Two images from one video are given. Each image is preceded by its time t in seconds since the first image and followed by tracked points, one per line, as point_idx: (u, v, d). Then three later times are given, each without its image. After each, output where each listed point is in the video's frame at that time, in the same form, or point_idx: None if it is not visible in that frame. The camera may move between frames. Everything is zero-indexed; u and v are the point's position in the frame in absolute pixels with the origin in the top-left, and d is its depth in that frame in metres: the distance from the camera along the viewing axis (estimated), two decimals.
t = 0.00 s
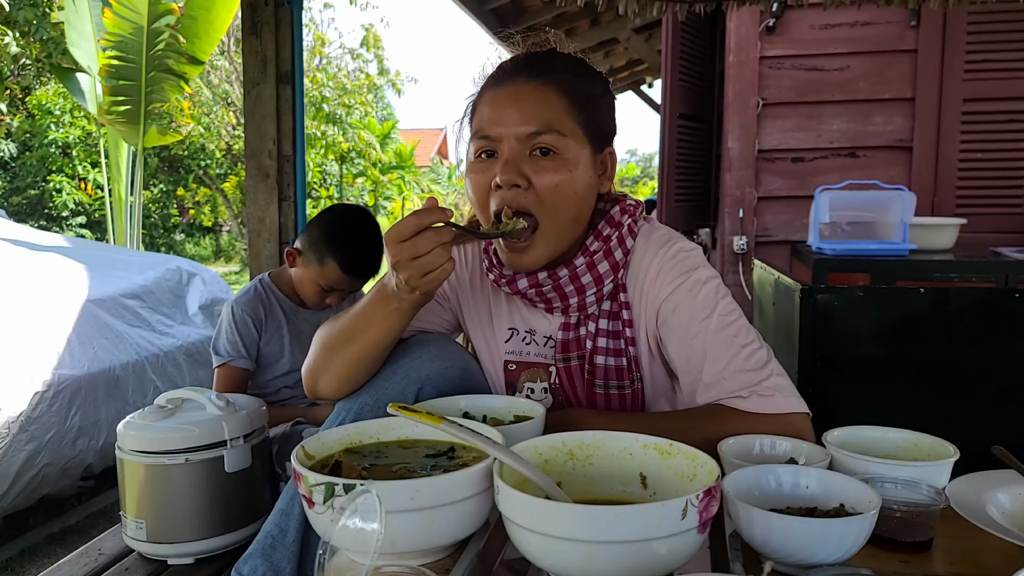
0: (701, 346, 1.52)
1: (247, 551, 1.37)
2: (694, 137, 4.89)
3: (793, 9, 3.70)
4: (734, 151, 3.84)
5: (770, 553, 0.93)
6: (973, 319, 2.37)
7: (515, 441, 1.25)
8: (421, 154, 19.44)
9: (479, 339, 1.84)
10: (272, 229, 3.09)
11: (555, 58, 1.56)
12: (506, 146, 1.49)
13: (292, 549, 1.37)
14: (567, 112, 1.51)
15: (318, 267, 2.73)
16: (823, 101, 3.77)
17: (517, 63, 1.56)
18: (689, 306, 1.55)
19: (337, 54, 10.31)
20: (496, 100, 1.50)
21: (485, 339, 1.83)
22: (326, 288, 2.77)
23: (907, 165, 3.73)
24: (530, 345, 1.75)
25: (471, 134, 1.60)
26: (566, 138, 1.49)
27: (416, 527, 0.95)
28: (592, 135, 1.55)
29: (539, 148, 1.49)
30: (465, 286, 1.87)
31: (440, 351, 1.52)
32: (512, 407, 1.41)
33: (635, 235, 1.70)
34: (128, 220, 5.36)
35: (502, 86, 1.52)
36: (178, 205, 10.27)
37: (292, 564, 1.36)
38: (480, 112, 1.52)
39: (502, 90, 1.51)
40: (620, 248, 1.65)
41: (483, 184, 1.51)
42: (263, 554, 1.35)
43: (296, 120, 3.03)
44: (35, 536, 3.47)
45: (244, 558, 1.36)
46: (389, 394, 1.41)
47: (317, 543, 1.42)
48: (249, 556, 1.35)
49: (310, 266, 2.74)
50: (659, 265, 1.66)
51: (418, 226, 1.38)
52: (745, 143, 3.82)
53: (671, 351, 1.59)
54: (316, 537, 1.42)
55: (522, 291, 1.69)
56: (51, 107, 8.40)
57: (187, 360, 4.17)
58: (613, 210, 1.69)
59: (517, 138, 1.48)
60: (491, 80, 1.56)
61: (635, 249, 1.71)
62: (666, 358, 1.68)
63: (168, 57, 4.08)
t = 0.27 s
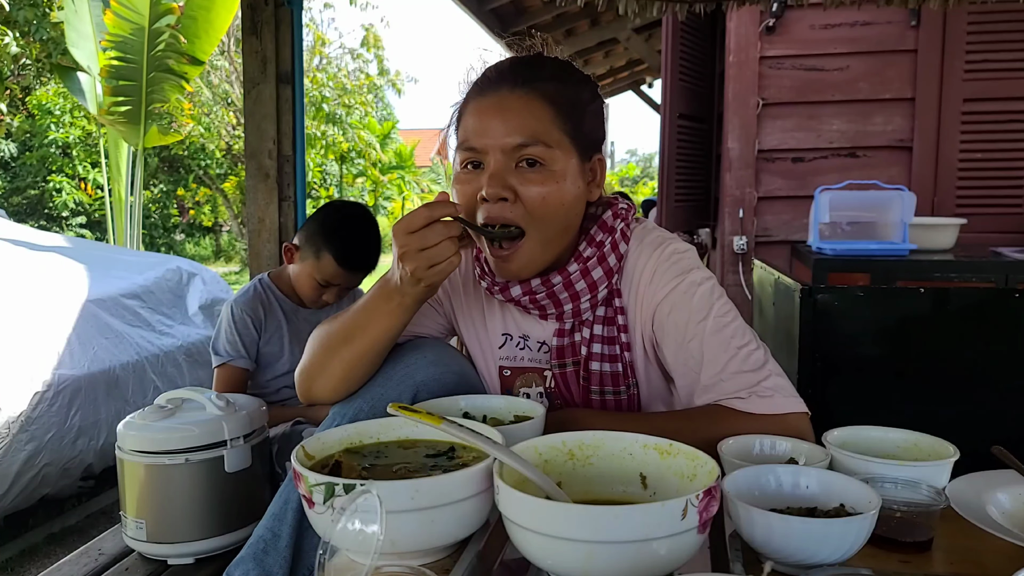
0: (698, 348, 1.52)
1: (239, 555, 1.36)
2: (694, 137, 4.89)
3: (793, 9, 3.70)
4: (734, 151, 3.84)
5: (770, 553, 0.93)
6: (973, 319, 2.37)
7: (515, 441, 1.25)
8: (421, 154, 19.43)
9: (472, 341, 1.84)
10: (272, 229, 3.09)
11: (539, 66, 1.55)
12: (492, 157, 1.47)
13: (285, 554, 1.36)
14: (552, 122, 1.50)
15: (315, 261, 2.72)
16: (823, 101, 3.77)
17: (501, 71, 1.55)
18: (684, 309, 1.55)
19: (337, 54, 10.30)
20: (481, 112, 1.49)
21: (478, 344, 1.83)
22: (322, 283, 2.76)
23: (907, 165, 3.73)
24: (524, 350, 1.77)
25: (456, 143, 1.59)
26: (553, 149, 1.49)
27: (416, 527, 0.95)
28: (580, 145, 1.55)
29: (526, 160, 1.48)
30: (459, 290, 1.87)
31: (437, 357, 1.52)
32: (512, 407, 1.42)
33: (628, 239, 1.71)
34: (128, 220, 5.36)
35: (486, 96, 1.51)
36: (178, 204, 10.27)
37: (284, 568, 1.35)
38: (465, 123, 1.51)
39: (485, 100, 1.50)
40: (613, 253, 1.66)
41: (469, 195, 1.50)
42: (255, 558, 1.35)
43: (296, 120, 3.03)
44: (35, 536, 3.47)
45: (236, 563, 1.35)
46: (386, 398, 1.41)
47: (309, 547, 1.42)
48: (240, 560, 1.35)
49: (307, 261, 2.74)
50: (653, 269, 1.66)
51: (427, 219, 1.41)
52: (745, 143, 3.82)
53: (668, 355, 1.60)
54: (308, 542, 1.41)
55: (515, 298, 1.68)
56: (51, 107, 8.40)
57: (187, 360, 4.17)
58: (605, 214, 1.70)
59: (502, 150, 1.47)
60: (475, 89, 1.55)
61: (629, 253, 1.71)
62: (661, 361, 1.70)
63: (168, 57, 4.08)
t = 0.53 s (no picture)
0: (697, 349, 1.52)
1: (237, 555, 1.36)
2: (694, 137, 4.89)
3: (793, 9, 3.70)
4: (734, 151, 3.83)
5: (770, 553, 0.93)
6: (973, 319, 2.37)
7: (515, 441, 1.25)
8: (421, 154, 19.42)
9: (469, 344, 1.84)
10: (272, 229, 3.09)
11: (520, 79, 1.50)
12: (478, 181, 1.44)
13: (283, 553, 1.36)
14: (537, 141, 1.47)
15: (315, 258, 2.72)
16: (823, 101, 3.77)
17: (481, 85, 1.50)
18: (681, 312, 1.55)
19: (337, 54, 10.30)
20: (462, 134, 1.45)
21: (475, 346, 1.83)
22: (322, 281, 2.75)
23: (907, 165, 3.73)
24: (520, 352, 1.76)
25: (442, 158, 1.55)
26: (538, 168, 1.46)
27: (416, 527, 0.95)
28: (566, 158, 1.52)
29: (511, 181, 1.45)
30: (455, 293, 1.86)
31: (432, 355, 1.52)
32: (512, 407, 1.42)
33: (623, 241, 1.70)
34: (129, 220, 5.36)
35: (467, 116, 1.46)
36: (178, 205, 10.26)
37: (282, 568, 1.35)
38: (449, 143, 1.48)
39: (465, 119, 1.46)
40: (608, 256, 1.66)
41: (457, 215, 1.50)
42: (252, 558, 1.34)
43: (296, 120, 3.03)
44: (35, 536, 3.47)
45: (233, 563, 1.35)
46: (382, 398, 1.39)
47: (307, 548, 1.42)
48: (238, 561, 1.34)
49: (307, 259, 2.74)
50: (649, 271, 1.65)
51: (410, 224, 1.40)
52: (745, 143, 3.82)
53: (666, 356, 1.60)
54: (306, 542, 1.41)
55: (512, 303, 1.68)
56: (51, 107, 8.40)
57: (187, 360, 4.16)
58: (599, 217, 1.69)
59: (486, 172, 1.44)
60: (456, 105, 1.51)
61: (624, 254, 1.70)
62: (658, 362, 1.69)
63: (169, 58, 4.08)
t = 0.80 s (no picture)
0: (697, 349, 1.52)
1: (237, 551, 1.37)
2: (694, 137, 4.89)
3: (793, 9, 3.70)
4: (734, 151, 3.84)
5: (770, 553, 0.93)
6: (973, 319, 2.37)
7: (515, 441, 1.25)
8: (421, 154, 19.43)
9: (467, 343, 1.85)
10: (272, 229, 3.09)
11: (510, 108, 1.42)
12: (480, 221, 1.38)
13: (281, 548, 1.38)
14: (538, 175, 1.40)
15: (317, 259, 2.71)
16: (823, 101, 3.77)
17: (471, 118, 1.41)
18: (683, 312, 1.55)
19: (337, 54, 10.30)
20: (461, 175, 1.37)
21: (474, 345, 1.83)
22: (325, 282, 2.75)
23: (907, 165, 3.73)
24: (520, 351, 1.77)
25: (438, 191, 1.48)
26: (542, 201, 1.41)
27: (416, 527, 0.95)
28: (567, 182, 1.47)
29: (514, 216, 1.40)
30: (455, 293, 1.86)
31: (427, 349, 1.53)
32: (512, 407, 1.42)
33: (625, 241, 1.70)
34: (129, 220, 5.36)
35: (461, 157, 1.38)
36: (178, 205, 10.27)
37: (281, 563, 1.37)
38: (446, 183, 1.40)
39: (460, 158, 1.38)
40: (610, 255, 1.65)
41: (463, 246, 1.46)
42: (252, 555, 1.36)
43: (296, 119, 3.03)
44: (35, 536, 3.47)
45: (234, 559, 1.36)
46: (376, 394, 1.41)
47: (304, 543, 1.43)
48: (238, 557, 1.36)
49: (309, 259, 2.73)
50: (651, 271, 1.66)
51: (375, 236, 1.38)
52: (745, 143, 3.82)
53: (667, 356, 1.60)
54: (303, 538, 1.43)
55: (516, 306, 1.69)
56: (51, 107, 8.40)
57: (187, 360, 4.16)
58: (602, 217, 1.69)
59: (489, 214, 1.37)
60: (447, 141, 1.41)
61: (626, 254, 1.70)
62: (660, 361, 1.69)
63: (169, 58, 4.08)
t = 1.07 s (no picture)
0: (698, 347, 1.52)
1: (239, 545, 1.38)
2: (694, 138, 4.89)
3: (793, 9, 3.71)
4: (734, 151, 3.84)
5: (770, 553, 0.93)
6: (973, 319, 2.37)
7: (515, 441, 1.25)
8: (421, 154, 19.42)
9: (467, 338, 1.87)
10: (272, 229, 3.09)
11: (520, 122, 1.40)
12: (492, 235, 1.39)
13: (281, 538, 1.38)
14: (548, 189, 1.40)
15: (319, 261, 2.72)
16: (823, 101, 3.77)
17: (481, 133, 1.39)
18: (684, 311, 1.55)
19: (337, 54, 10.29)
20: (472, 191, 1.36)
21: (475, 343, 1.85)
22: (326, 283, 2.76)
23: (907, 165, 3.73)
24: (520, 350, 1.79)
25: (448, 203, 1.47)
26: (552, 215, 1.41)
27: (416, 527, 0.95)
28: (575, 192, 1.47)
29: (525, 229, 1.40)
30: (455, 289, 1.88)
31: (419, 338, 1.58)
32: (512, 407, 1.43)
33: (628, 242, 1.70)
34: (129, 220, 5.36)
35: (472, 172, 1.37)
36: (178, 205, 10.27)
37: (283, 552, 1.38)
38: (457, 198, 1.40)
39: (470, 173, 1.37)
40: (614, 256, 1.65)
41: (475, 257, 1.46)
42: (254, 546, 1.37)
43: (296, 119, 3.03)
44: (35, 536, 3.47)
45: (236, 554, 1.37)
46: (369, 386, 1.45)
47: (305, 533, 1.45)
48: (240, 551, 1.37)
49: (311, 261, 2.74)
50: (653, 272, 1.67)
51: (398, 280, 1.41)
52: (745, 143, 3.82)
53: (668, 355, 1.61)
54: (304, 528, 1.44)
55: (521, 306, 1.72)
56: (51, 108, 8.41)
57: (187, 360, 4.16)
58: (605, 217, 1.69)
59: (501, 228, 1.38)
60: (457, 155, 1.40)
61: (629, 255, 1.71)
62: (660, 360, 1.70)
63: (169, 58, 4.07)
